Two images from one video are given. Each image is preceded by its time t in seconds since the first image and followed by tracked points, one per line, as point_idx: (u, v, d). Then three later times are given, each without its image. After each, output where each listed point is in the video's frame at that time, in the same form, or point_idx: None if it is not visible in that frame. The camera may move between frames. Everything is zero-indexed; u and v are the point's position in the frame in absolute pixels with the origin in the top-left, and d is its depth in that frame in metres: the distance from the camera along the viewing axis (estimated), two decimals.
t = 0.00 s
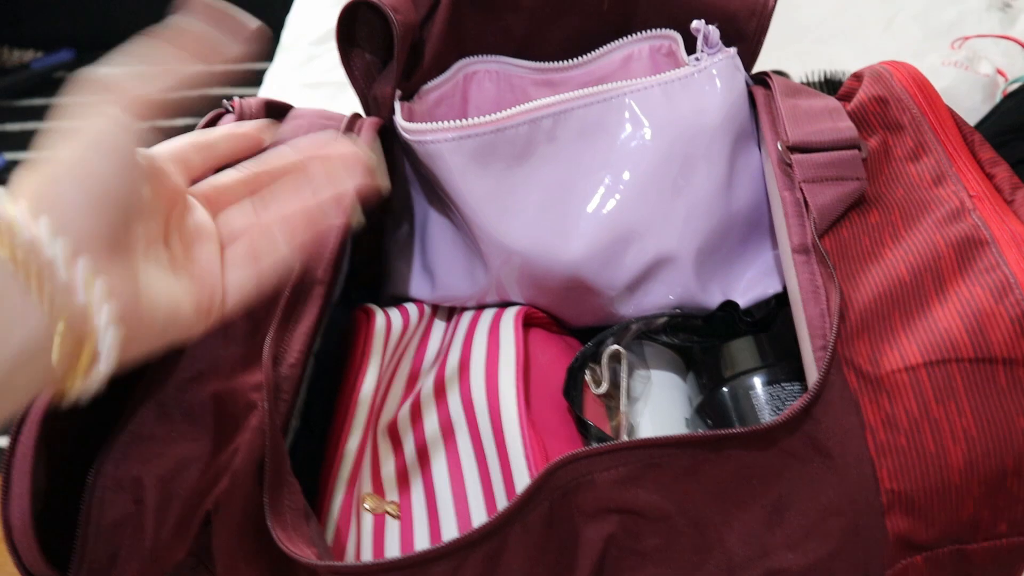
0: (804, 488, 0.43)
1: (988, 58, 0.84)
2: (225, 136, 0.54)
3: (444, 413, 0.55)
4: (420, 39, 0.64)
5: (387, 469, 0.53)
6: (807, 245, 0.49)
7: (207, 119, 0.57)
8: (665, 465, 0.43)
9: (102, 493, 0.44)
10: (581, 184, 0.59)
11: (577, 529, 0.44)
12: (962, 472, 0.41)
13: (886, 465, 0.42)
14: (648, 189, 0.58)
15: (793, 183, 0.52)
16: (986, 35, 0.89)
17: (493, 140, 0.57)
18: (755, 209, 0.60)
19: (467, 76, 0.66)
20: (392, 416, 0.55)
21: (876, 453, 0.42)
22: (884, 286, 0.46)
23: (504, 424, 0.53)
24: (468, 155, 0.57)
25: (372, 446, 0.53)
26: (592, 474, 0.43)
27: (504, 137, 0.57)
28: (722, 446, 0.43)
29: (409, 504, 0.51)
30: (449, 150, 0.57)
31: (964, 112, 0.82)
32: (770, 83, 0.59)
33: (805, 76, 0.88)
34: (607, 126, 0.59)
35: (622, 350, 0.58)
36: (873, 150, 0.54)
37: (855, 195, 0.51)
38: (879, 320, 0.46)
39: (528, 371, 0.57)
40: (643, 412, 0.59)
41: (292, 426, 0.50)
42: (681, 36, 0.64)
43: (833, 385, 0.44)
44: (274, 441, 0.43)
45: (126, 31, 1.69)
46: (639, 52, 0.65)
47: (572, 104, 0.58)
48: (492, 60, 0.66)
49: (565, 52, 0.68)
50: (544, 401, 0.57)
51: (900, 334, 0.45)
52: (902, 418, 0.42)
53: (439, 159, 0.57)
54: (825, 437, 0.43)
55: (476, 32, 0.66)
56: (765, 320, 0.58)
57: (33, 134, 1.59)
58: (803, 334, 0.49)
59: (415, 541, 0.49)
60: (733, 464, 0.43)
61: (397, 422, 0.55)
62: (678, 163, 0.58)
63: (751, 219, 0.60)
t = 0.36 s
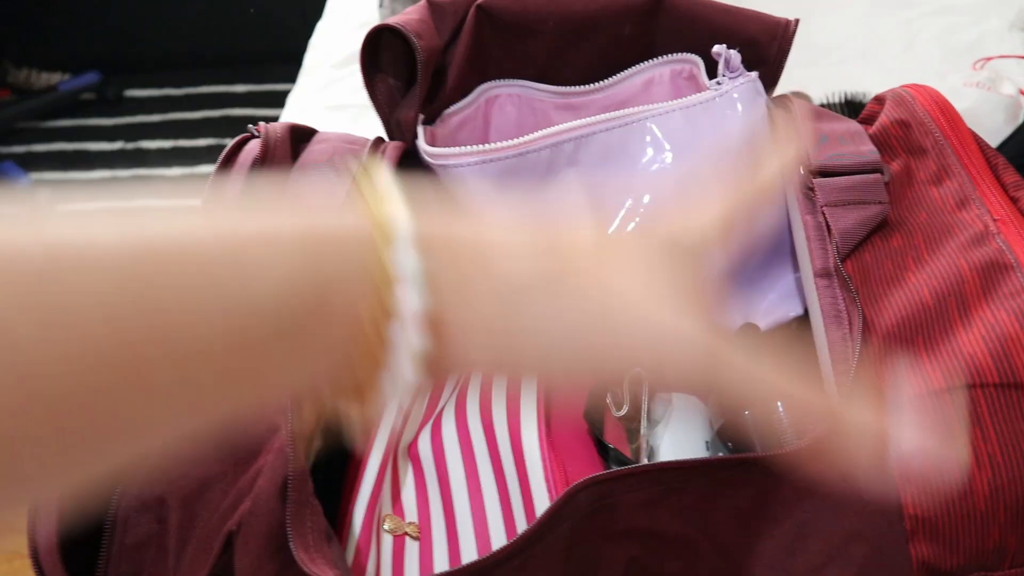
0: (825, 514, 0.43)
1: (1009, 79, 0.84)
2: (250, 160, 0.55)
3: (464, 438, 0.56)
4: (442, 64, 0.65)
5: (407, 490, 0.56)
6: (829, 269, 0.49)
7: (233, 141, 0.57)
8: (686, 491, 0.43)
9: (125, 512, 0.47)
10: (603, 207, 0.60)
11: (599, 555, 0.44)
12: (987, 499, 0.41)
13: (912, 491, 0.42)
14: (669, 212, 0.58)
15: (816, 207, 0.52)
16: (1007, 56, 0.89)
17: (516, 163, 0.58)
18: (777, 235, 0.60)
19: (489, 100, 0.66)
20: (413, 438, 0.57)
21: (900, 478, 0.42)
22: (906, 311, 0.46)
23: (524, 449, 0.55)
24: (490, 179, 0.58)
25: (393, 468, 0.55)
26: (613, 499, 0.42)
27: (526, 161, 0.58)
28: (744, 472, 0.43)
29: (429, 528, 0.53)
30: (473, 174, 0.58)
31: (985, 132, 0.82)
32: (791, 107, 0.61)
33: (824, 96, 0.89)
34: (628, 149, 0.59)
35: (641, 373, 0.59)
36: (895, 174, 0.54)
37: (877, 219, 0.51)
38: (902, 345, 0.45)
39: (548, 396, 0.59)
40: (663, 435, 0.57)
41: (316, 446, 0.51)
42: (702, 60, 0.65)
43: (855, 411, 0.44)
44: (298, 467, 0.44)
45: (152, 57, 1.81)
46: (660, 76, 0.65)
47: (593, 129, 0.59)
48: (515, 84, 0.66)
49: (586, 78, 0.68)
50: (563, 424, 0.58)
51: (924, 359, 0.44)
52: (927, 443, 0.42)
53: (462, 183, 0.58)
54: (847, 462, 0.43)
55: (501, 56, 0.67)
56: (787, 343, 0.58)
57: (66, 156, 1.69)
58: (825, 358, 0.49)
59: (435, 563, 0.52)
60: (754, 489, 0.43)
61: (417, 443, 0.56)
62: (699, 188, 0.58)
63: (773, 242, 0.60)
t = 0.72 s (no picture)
0: (784, 503, 0.43)
1: (977, 79, 0.86)
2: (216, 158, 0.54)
3: (430, 433, 0.55)
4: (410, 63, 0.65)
5: (374, 486, 0.53)
6: (787, 264, 0.50)
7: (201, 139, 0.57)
8: (646, 483, 0.44)
9: (91, 510, 0.46)
10: (568, 205, 0.60)
11: (559, 546, 0.45)
12: (938, 488, 0.42)
13: (865, 481, 0.43)
14: (633, 209, 0.58)
15: (775, 204, 0.53)
16: (975, 55, 0.90)
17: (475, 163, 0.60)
18: (739, 231, 0.61)
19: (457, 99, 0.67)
20: (379, 435, 0.56)
21: (855, 469, 0.43)
22: (862, 305, 0.47)
23: (491, 442, 0.54)
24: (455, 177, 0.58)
25: (358, 462, 0.53)
26: (575, 488, 0.44)
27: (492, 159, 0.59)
28: (702, 463, 0.44)
29: (397, 527, 0.51)
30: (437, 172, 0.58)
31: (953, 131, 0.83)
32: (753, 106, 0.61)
33: (794, 97, 0.90)
34: (594, 148, 0.61)
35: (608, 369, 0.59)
36: (854, 171, 0.55)
37: (836, 215, 0.52)
38: (858, 338, 0.46)
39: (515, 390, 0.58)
40: (629, 429, 0.59)
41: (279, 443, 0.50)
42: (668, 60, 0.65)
43: (811, 401, 0.45)
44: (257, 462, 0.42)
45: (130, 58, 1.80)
46: (625, 75, 0.66)
47: (559, 128, 0.61)
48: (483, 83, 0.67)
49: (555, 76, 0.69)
50: (529, 418, 0.58)
51: (878, 352, 0.45)
52: (879, 434, 0.43)
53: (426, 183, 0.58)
54: (803, 453, 0.44)
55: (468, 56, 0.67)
56: (751, 338, 0.58)
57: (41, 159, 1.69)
58: (783, 352, 0.50)
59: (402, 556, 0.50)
60: (713, 480, 0.44)
61: (384, 440, 0.55)
62: (664, 184, 0.59)
63: (736, 239, 0.61)
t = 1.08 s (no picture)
0: (772, 501, 0.43)
1: (969, 76, 0.86)
2: (202, 161, 0.55)
3: (420, 436, 0.55)
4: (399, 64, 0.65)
5: (363, 487, 0.53)
6: (776, 262, 0.50)
7: (187, 142, 0.57)
8: (631, 482, 0.44)
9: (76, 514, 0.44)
10: (556, 205, 0.59)
11: (546, 545, 0.44)
12: (926, 486, 0.41)
13: (853, 479, 0.42)
14: (623, 208, 0.58)
15: (763, 201, 0.52)
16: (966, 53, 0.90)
17: (466, 162, 0.58)
18: (729, 229, 0.61)
19: (446, 100, 0.67)
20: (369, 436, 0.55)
21: (842, 467, 0.43)
22: (850, 303, 0.47)
23: (479, 444, 0.54)
24: (443, 178, 0.58)
25: (348, 464, 0.53)
26: (561, 489, 0.44)
27: (479, 160, 0.58)
28: (691, 462, 0.44)
29: (386, 525, 0.51)
30: (425, 173, 0.57)
31: (943, 128, 0.83)
32: (742, 103, 0.61)
33: (786, 95, 0.90)
34: (582, 148, 0.60)
35: (599, 369, 0.59)
36: (841, 168, 0.55)
37: (824, 213, 0.51)
38: (846, 336, 0.46)
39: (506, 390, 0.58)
40: (620, 430, 0.58)
41: (268, 445, 0.51)
42: (656, 58, 0.65)
43: (799, 400, 0.44)
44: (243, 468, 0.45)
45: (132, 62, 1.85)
46: (614, 74, 0.66)
47: (546, 127, 0.59)
48: (472, 83, 0.67)
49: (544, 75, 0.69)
50: (519, 418, 0.57)
51: (866, 350, 0.45)
52: (866, 432, 0.43)
53: (415, 184, 0.58)
54: (791, 451, 0.44)
55: (457, 56, 0.67)
56: (742, 337, 0.58)
57: (35, 164, 1.72)
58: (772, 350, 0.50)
59: (390, 548, 0.50)
60: (701, 479, 0.44)
61: (374, 441, 0.55)
62: (653, 183, 0.58)
63: (726, 237, 0.61)
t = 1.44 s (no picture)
0: (775, 512, 0.42)
1: (978, 74, 0.85)
2: (197, 168, 0.54)
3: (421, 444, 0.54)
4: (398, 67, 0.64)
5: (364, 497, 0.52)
6: (779, 267, 0.49)
7: (184, 148, 0.57)
8: (632, 492, 0.43)
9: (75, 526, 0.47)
10: (557, 209, 0.59)
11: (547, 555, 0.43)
12: (933, 497, 0.41)
13: (858, 490, 0.42)
14: (625, 212, 0.58)
15: (767, 205, 0.52)
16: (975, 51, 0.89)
17: (466, 167, 0.57)
18: (734, 232, 0.60)
19: (447, 103, 0.66)
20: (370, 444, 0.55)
21: (847, 478, 0.42)
22: (855, 310, 0.46)
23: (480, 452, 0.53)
24: (442, 182, 0.57)
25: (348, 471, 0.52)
26: (561, 500, 0.43)
27: (478, 164, 0.57)
28: (692, 472, 0.43)
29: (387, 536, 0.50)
30: (424, 177, 0.57)
31: (953, 127, 0.82)
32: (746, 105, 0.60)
33: (792, 95, 0.89)
34: (583, 151, 0.59)
35: (602, 374, 0.58)
36: (847, 171, 0.54)
37: (829, 216, 0.50)
38: (851, 343, 0.45)
39: (508, 398, 0.57)
40: (624, 437, 0.58)
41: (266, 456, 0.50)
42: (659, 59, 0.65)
43: (801, 409, 0.44)
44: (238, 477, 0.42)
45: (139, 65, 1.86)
46: (617, 76, 0.65)
47: (546, 130, 0.59)
48: (473, 86, 0.66)
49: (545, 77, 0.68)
50: (522, 425, 0.57)
51: (871, 358, 0.44)
52: (872, 442, 0.42)
53: (414, 188, 0.58)
54: (794, 462, 0.43)
55: (457, 60, 0.66)
56: (745, 343, 0.58)
57: (42, 166, 1.73)
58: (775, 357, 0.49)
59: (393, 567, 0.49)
60: (704, 490, 0.43)
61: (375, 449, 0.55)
62: (655, 186, 0.58)
63: (730, 241, 0.60)
